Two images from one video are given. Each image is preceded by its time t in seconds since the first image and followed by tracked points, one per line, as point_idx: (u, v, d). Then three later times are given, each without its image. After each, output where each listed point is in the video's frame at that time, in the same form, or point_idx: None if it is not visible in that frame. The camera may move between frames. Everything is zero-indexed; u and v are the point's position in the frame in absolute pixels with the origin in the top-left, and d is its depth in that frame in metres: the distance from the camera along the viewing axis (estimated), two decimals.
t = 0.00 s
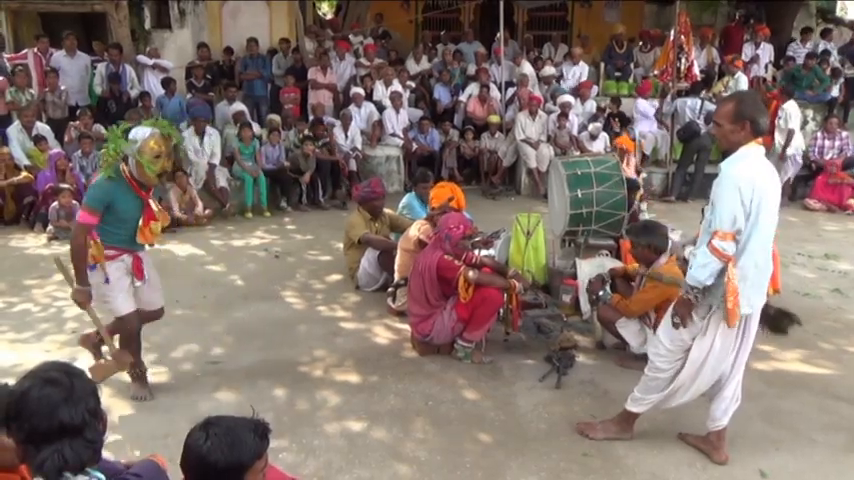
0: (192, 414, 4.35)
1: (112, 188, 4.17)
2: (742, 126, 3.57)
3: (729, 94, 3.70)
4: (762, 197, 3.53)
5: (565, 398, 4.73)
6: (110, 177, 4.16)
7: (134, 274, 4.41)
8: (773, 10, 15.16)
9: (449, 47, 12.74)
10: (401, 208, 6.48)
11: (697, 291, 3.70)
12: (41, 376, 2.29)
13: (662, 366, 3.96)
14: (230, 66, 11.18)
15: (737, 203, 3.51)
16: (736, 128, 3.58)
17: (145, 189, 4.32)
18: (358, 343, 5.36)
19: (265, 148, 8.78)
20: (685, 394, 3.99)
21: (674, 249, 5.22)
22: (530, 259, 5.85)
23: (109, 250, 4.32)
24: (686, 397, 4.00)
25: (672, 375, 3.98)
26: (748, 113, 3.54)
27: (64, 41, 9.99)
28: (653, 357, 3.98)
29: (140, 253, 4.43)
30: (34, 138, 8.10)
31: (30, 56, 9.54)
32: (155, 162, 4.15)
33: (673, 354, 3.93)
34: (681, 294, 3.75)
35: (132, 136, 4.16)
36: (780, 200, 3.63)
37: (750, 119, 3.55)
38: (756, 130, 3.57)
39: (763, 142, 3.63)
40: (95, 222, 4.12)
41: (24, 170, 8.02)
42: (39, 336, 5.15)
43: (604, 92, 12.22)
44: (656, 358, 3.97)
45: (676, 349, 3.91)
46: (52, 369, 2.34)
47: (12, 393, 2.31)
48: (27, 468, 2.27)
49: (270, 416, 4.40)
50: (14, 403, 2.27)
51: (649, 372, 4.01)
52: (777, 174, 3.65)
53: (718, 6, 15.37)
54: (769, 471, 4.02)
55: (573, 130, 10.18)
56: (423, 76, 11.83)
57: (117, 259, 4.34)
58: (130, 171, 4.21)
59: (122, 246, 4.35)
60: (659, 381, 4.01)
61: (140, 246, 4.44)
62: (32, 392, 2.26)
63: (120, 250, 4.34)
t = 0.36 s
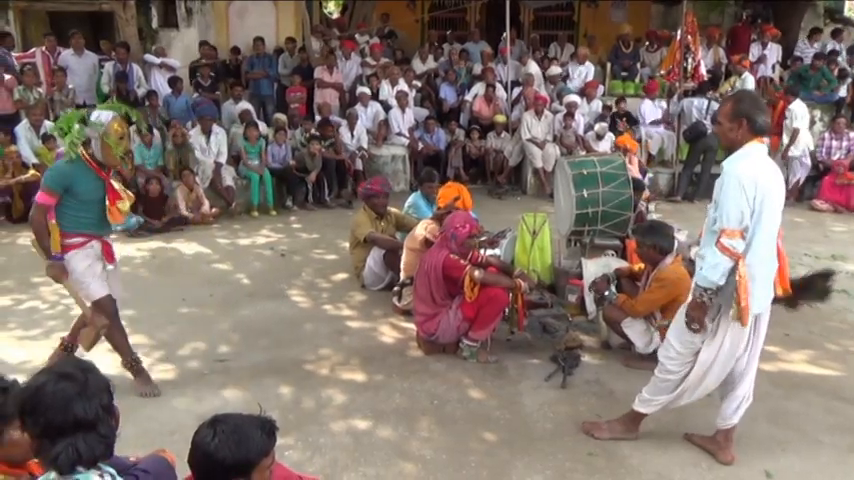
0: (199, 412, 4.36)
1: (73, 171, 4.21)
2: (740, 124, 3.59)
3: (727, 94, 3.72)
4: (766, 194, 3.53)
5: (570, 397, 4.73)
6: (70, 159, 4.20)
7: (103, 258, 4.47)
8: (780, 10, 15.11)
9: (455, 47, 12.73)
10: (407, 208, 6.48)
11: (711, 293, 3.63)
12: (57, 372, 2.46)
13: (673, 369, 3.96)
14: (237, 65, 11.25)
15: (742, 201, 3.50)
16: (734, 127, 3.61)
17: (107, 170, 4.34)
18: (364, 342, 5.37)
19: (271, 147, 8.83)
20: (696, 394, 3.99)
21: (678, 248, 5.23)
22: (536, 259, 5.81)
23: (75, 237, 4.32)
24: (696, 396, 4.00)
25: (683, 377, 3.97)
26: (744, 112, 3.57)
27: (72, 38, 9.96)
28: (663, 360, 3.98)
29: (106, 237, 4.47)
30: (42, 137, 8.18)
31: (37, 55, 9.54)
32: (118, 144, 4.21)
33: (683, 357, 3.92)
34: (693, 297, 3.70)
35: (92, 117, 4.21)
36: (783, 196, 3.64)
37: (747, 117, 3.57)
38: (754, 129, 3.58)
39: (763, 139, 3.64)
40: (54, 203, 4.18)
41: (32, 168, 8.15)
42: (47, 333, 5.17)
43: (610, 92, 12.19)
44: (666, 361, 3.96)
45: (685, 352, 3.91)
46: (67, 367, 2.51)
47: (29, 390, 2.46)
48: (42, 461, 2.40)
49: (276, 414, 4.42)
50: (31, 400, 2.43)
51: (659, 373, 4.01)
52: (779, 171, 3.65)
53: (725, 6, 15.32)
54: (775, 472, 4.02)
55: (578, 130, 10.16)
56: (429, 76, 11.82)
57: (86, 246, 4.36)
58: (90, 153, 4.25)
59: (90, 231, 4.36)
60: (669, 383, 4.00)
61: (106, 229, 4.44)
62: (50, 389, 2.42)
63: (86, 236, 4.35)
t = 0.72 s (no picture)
0: (214, 408, 4.39)
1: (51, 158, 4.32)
2: (755, 121, 3.57)
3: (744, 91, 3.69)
4: (779, 192, 3.50)
5: (584, 396, 4.72)
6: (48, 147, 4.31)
7: (73, 254, 4.49)
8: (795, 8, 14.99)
9: (468, 45, 12.72)
10: (420, 206, 6.49)
11: (720, 290, 3.65)
12: (78, 366, 2.50)
13: (688, 369, 3.95)
14: (251, 65, 11.35)
15: (753, 198, 3.49)
16: (749, 124, 3.58)
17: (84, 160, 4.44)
18: (377, 340, 5.38)
19: (284, 146, 8.85)
20: (711, 394, 3.98)
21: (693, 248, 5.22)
22: (549, 258, 5.79)
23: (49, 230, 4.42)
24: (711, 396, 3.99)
25: (698, 377, 3.96)
26: (761, 109, 3.54)
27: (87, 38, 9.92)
28: (678, 360, 3.97)
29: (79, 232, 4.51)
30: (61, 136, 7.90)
31: (54, 53, 9.64)
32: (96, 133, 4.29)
33: (699, 357, 3.91)
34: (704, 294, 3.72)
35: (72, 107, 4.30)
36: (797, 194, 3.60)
37: (763, 114, 3.55)
38: (770, 126, 3.56)
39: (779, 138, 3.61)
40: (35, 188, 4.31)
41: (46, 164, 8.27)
42: (64, 329, 5.21)
43: (623, 90, 12.14)
44: (682, 362, 3.95)
45: (701, 353, 3.90)
46: (87, 362, 2.55)
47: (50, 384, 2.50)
48: (62, 454, 2.44)
49: (290, 411, 4.44)
50: (52, 392, 2.46)
51: (673, 373, 4.00)
52: (794, 169, 3.61)
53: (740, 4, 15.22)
54: (791, 472, 4.00)
55: (591, 129, 10.12)
56: (442, 74, 11.82)
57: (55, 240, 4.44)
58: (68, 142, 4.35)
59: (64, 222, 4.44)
60: (684, 383, 3.99)
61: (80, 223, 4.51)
62: (70, 382, 2.46)
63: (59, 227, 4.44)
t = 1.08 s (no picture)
0: (247, 405, 4.44)
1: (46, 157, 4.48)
2: (797, 122, 3.49)
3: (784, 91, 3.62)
4: (820, 194, 3.43)
5: (615, 399, 4.68)
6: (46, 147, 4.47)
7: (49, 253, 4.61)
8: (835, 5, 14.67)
9: (498, 45, 12.68)
10: (451, 206, 6.49)
11: (759, 295, 3.55)
12: (120, 361, 2.54)
13: (723, 374, 3.88)
14: (283, 65, 11.46)
15: (794, 200, 3.41)
16: (791, 124, 3.50)
17: (81, 164, 4.58)
18: (407, 339, 5.40)
19: (316, 146, 8.91)
20: (746, 399, 3.91)
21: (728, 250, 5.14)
22: (581, 259, 5.74)
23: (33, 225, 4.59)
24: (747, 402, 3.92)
25: (733, 382, 3.89)
26: (804, 109, 3.46)
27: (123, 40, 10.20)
28: (713, 364, 3.91)
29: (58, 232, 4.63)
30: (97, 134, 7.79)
31: (92, 54, 9.75)
32: (97, 136, 4.44)
33: (735, 362, 3.85)
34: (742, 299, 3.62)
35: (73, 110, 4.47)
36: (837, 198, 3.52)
37: (806, 115, 3.47)
38: (811, 127, 3.48)
39: (819, 140, 3.54)
40: (26, 184, 4.47)
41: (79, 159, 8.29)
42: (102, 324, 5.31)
43: (656, 90, 12.03)
44: (716, 366, 3.89)
45: (737, 357, 3.83)
46: (129, 357, 2.59)
47: (93, 378, 2.54)
48: (105, 448, 2.48)
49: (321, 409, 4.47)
50: (95, 387, 2.51)
51: (708, 378, 3.93)
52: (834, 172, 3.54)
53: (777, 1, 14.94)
54: None
55: (623, 129, 9.99)
56: (472, 74, 11.80)
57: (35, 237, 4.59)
58: (68, 145, 4.50)
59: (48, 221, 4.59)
60: (719, 388, 3.93)
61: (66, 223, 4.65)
62: (113, 377, 2.50)
63: (42, 225, 4.59)
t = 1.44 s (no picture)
0: (280, 403, 4.48)
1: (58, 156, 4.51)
2: (843, 126, 3.41)
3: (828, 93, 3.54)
4: None
5: (649, 405, 4.62)
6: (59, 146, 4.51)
7: (59, 253, 4.61)
8: None
9: (531, 46, 12.62)
10: (482, 207, 6.48)
11: (805, 304, 3.47)
12: (163, 359, 2.58)
13: (762, 382, 3.80)
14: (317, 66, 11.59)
15: (841, 206, 3.33)
16: (837, 128, 3.42)
17: (92, 165, 4.59)
18: (438, 341, 5.39)
19: (348, 147, 8.98)
20: (785, 408, 3.83)
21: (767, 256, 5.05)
22: (614, 263, 5.72)
23: (42, 224, 4.60)
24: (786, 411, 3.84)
25: (773, 390, 3.81)
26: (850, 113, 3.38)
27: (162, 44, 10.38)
28: (751, 373, 3.82)
29: (69, 233, 4.61)
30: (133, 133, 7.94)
31: (131, 57, 9.84)
32: (104, 138, 4.43)
33: (774, 370, 3.76)
34: (786, 308, 3.53)
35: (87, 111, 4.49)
36: None
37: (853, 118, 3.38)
38: None
39: None
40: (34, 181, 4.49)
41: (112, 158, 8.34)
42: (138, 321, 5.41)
43: (692, 92, 11.88)
44: (755, 375, 3.81)
45: (777, 366, 3.75)
46: (171, 355, 2.63)
47: (136, 375, 2.58)
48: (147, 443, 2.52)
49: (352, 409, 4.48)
50: (138, 383, 2.55)
51: (746, 386, 3.85)
52: None
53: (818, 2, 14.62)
54: None
55: (658, 131, 9.93)
56: (504, 76, 11.76)
57: (47, 236, 4.60)
58: (80, 146, 4.52)
59: (56, 220, 4.58)
60: (757, 396, 3.84)
61: (74, 225, 4.63)
62: (156, 374, 2.54)
63: (52, 225, 4.59)
